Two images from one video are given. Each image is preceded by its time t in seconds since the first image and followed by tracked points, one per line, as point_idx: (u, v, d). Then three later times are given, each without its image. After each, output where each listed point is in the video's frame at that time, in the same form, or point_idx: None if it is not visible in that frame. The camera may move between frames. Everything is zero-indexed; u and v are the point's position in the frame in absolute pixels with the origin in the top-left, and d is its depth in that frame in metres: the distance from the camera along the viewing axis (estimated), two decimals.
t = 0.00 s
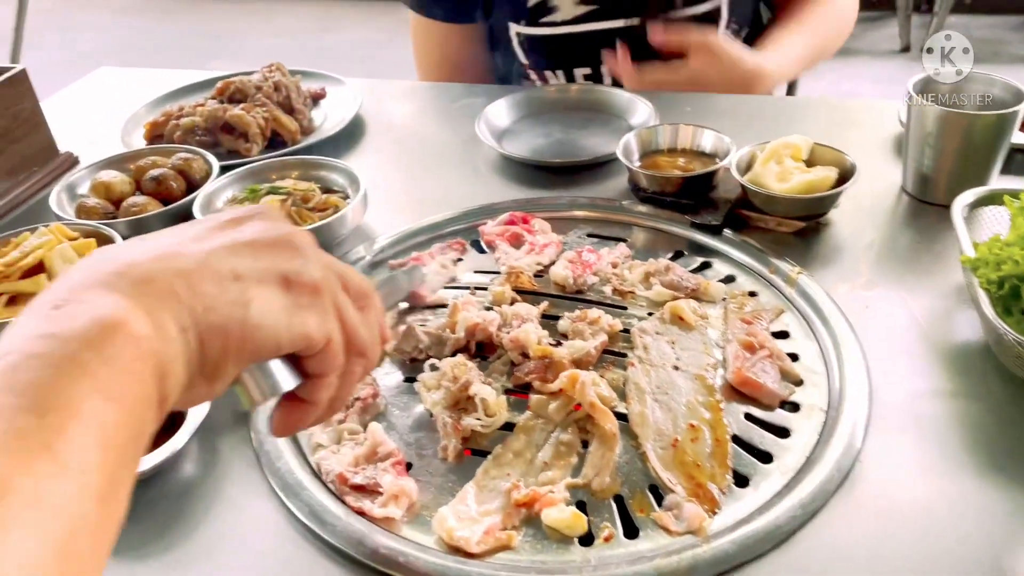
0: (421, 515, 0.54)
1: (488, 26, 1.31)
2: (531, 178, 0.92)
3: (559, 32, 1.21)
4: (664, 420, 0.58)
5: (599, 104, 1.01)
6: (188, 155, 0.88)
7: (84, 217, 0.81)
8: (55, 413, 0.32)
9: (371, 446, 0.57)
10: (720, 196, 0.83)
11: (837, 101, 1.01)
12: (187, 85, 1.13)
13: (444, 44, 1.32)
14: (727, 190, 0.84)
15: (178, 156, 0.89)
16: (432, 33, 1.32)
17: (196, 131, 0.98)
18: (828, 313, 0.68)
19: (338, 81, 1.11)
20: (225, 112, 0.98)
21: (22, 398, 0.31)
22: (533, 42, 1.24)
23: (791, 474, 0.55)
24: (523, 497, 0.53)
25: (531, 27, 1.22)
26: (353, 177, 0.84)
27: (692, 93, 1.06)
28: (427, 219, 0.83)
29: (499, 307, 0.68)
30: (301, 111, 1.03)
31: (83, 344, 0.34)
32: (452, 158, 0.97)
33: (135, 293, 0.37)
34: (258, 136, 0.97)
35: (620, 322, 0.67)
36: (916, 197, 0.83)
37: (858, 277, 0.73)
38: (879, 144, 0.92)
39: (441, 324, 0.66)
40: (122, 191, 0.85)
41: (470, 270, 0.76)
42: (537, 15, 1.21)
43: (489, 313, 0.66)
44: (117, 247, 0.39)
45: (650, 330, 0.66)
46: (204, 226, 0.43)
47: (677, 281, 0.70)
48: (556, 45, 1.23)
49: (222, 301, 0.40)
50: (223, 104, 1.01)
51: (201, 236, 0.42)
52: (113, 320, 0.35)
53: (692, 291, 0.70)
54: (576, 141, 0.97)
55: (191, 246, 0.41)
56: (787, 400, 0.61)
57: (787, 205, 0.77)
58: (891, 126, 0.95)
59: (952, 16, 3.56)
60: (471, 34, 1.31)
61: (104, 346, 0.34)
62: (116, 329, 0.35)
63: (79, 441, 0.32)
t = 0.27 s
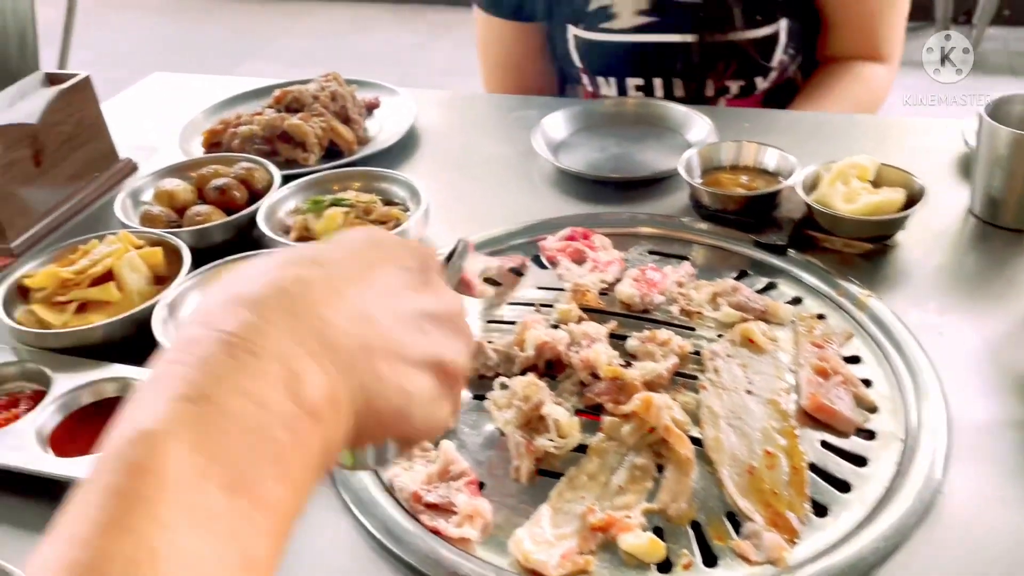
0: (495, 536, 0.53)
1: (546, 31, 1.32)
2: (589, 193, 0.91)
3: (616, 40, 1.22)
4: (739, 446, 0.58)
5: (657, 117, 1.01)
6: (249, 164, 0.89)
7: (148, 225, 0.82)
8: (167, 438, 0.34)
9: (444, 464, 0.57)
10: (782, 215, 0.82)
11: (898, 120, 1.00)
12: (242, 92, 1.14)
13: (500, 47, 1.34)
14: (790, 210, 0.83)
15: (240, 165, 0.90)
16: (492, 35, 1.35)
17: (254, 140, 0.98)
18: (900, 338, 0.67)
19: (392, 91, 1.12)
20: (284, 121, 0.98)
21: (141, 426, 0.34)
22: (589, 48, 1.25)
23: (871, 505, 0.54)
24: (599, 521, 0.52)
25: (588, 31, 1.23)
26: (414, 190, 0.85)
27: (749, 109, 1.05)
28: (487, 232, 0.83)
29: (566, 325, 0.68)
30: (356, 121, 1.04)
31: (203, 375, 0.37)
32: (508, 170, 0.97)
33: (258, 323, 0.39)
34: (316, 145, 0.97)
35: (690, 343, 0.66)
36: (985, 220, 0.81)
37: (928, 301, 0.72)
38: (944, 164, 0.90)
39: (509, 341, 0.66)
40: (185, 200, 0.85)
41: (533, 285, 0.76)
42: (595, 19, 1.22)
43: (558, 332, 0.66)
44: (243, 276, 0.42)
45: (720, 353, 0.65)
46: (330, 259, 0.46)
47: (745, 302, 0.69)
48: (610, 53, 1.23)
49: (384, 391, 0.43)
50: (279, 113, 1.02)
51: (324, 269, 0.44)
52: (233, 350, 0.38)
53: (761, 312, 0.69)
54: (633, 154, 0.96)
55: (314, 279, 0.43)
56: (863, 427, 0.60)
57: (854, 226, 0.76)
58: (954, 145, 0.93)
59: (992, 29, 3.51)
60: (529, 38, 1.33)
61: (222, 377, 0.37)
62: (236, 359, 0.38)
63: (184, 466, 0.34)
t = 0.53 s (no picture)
0: (572, 571, 0.51)
1: (598, 36, 1.31)
2: (646, 210, 0.89)
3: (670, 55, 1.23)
4: (823, 482, 0.56)
5: (713, 130, 0.99)
6: (302, 175, 0.88)
7: (203, 236, 0.81)
8: (333, 531, 0.31)
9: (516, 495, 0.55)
10: (848, 236, 0.80)
11: (962, 134, 0.97)
12: (288, 98, 1.14)
13: (552, 52, 1.34)
14: (858, 229, 0.81)
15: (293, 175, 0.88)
16: (544, 38, 1.34)
17: (304, 149, 0.97)
18: (983, 367, 0.64)
19: (440, 99, 1.11)
20: (334, 130, 0.97)
21: (307, 517, 0.31)
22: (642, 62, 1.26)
23: (962, 549, 0.50)
24: (681, 559, 0.50)
25: (641, 45, 1.24)
26: (471, 204, 0.84)
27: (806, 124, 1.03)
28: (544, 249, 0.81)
29: (635, 349, 0.66)
30: (406, 130, 1.03)
31: (363, 455, 0.33)
32: (562, 182, 0.95)
33: (410, 390, 0.36)
34: (366, 155, 0.96)
35: (766, 371, 0.64)
36: None
37: (1009, 327, 0.69)
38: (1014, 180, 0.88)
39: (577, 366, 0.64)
40: (239, 212, 0.84)
41: (593, 305, 0.74)
42: (650, 33, 1.23)
43: (628, 357, 0.63)
44: (382, 330, 0.39)
45: (796, 382, 0.63)
46: (468, 315, 0.43)
47: (820, 327, 0.67)
48: (663, 68, 1.24)
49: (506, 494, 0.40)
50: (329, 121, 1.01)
51: (464, 326, 0.41)
52: (386, 419, 0.35)
53: (836, 338, 0.66)
54: (690, 168, 0.94)
55: (457, 340, 0.40)
56: (949, 463, 0.57)
57: (930, 248, 0.73)
58: None
59: None
60: (581, 44, 1.32)
61: (378, 450, 0.34)
62: (390, 429, 0.34)
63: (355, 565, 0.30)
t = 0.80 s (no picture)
0: None
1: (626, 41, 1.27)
2: (686, 219, 0.85)
3: (701, 63, 1.19)
4: (893, 524, 0.52)
5: (754, 136, 0.95)
6: (328, 182, 0.84)
7: (226, 247, 0.78)
8: None
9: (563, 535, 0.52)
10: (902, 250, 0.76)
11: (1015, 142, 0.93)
12: (311, 98, 1.10)
13: (577, 56, 1.30)
14: (912, 245, 0.77)
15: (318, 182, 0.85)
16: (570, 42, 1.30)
17: (328, 153, 0.94)
18: None
19: (468, 101, 1.07)
20: (360, 134, 0.93)
21: None
22: (671, 70, 1.23)
23: None
24: None
25: (671, 54, 1.21)
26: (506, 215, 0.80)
27: (850, 129, 0.99)
28: (580, 262, 0.78)
29: (684, 374, 0.62)
30: (433, 133, 0.99)
31: (421, 552, 0.38)
32: (597, 189, 0.92)
33: (470, 489, 0.41)
34: (393, 160, 0.92)
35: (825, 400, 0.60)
36: None
37: None
38: None
39: (623, 392, 0.60)
40: (262, 220, 0.81)
41: (636, 324, 0.70)
42: (679, 42, 1.20)
43: (679, 383, 0.60)
44: (448, 433, 0.45)
45: (858, 412, 0.59)
46: (535, 412, 0.49)
47: (880, 351, 0.63)
48: (693, 77, 1.21)
49: None
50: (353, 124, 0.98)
51: (529, 424, 0.47)
52: (447, 523, 0.39)
53: (897, 363, 0.63)
54: (731, 176, 0.90)
55: (519, 434, 0.46)
56: None
57: (991, 267, 0.69)
58: None
59: None
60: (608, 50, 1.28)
61: (440, 550, 0.38)
62: (452, 533, 0.39)
63: None
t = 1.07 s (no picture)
0: None
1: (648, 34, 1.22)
2: (722, 226, 0.80)
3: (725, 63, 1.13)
4: None
5: (791, 137, 0.90)
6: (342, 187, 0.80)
7: (236, 257, 0.73)
8: None
9: None
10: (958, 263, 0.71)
11: None
12: (322, 95, 1.05)
13: (596, 51, 1.25)
14: (969, 257, 0.72)
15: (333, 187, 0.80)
16: (589, 36, 1.25)
17: (342, 154, 0.89)
18: None
19: (487, 98, 1.02)
20: (375, 133, 0.89)
21: None
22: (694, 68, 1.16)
23: None
24: None
25: (694, 53, 1.15)
26: (533, 223, 0.76)
27: (890, 128, 0.93)
28: (612, 274, 0.73)
29: (733, 404, 0.57)
30: (451, 132, 0.94)
31: None
32: (624, 192, 0.86)
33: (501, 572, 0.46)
34: (410, 162, 0.87)
35: (888, 433, 0.55)
36: None
37: None
38: None
39: (667, 425, 0.55)
40: (274, 228, 0.76)
41: (675, 343, 0.65)
42: (703, 41, 1.14)
43: (729, 415, 0.55)
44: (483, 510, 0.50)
45: (925, 447, 0.54)
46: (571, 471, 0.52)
47: (942, 378, 0.58)
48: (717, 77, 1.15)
49: None
50: (368, 123, 0.93)
51: (566, 492, 0.51)
52: None
53: (962, 391, 0.58)
54: (768, 179, 0.85)
55: (554, 505, 0.50)
56: None
57: None
58: None
59: None
60: (627, 44, 1.23)
61: None
62: None
63: None
